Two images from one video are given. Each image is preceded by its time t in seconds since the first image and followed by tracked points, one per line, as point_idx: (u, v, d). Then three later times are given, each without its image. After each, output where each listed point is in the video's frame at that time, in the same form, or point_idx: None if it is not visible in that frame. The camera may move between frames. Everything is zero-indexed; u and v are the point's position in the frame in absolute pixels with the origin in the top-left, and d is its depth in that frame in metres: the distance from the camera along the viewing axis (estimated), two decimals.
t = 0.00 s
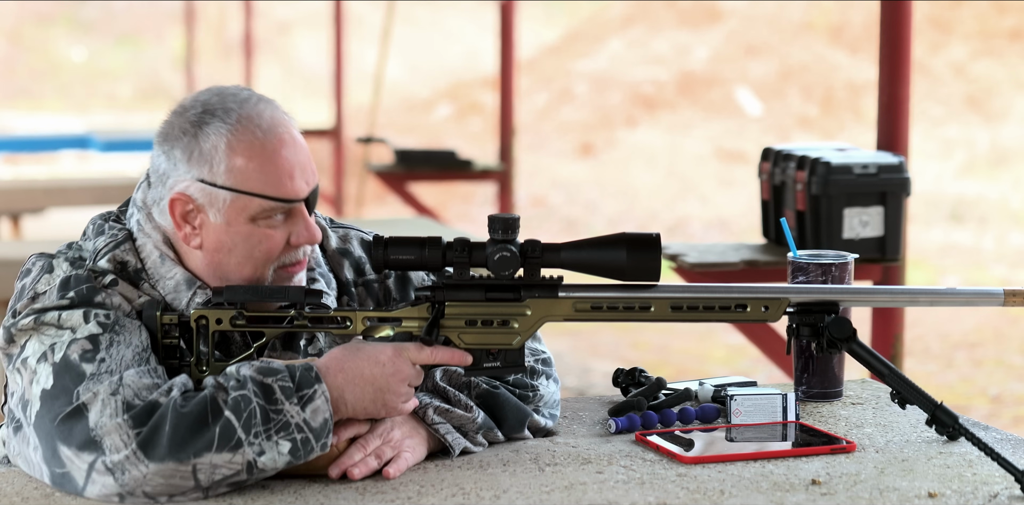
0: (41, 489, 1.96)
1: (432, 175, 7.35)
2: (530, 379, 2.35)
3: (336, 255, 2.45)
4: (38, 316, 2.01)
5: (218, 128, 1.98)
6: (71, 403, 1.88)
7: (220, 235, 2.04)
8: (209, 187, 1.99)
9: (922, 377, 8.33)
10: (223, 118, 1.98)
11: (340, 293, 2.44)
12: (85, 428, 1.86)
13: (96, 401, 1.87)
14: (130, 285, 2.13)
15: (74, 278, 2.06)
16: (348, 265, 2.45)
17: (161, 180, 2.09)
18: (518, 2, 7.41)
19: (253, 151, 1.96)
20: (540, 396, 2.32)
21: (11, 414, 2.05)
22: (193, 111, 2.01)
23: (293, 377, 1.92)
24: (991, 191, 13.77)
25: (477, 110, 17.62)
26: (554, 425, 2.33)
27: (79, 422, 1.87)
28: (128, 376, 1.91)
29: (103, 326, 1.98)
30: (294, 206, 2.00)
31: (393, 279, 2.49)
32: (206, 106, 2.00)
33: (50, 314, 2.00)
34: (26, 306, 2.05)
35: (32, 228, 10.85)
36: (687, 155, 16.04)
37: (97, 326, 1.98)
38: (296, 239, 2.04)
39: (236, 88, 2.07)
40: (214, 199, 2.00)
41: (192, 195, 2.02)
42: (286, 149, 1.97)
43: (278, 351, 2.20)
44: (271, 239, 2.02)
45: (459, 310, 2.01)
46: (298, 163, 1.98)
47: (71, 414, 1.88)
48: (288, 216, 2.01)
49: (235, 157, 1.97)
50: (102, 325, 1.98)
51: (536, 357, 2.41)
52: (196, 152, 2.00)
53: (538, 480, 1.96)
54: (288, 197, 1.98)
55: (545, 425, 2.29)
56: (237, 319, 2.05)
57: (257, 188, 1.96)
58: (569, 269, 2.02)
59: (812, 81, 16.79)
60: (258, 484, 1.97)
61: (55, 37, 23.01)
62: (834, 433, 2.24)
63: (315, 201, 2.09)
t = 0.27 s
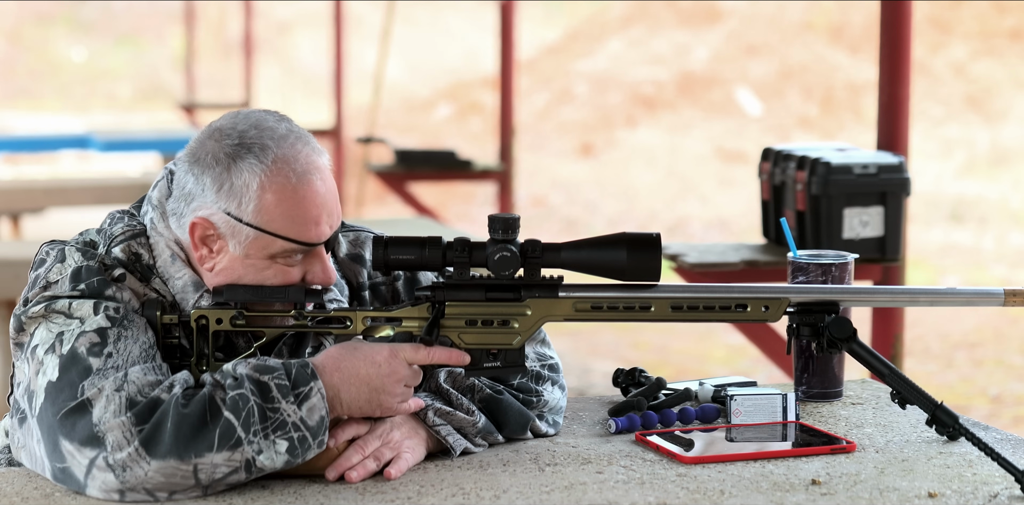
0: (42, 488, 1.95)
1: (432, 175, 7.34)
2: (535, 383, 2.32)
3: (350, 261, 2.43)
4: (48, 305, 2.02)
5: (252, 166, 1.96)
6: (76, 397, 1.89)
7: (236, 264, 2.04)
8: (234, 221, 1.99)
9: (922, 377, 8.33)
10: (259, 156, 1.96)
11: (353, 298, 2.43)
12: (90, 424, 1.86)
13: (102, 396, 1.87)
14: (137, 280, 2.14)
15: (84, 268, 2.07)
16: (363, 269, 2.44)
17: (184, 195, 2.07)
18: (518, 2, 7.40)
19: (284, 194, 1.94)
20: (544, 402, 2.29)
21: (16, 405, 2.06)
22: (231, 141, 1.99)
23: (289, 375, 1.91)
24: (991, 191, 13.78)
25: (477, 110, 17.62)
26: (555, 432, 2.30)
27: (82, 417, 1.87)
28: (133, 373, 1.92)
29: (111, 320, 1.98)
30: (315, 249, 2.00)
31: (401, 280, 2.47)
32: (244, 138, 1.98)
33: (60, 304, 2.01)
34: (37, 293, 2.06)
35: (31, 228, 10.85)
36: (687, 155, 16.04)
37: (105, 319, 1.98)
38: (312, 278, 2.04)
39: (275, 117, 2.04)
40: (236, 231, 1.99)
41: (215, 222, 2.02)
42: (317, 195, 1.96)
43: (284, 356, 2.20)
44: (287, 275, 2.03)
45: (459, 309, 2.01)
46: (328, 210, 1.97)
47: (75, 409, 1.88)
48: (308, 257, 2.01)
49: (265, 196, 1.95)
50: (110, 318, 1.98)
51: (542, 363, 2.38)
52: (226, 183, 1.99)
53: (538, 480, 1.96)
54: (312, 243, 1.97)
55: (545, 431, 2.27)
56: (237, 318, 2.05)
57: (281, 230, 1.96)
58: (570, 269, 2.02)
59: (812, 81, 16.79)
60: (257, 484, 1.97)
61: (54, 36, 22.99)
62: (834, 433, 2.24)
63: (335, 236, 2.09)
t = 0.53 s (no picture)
0: (42, 489, 1.95)
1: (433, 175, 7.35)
2: (535, 383, 2.32)
3: (351, 256, 2.43)
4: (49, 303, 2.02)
5: (250, 170, 1.96)
6: (76, 397, 1.88)
7: (238, 267, 2.04)
8: (234, 224, 1.99)
9: (922, 377, 8.33)
10: (257, 160, 1.96)
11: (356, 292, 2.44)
12: (90, 424, 1.86)
13: (102, 397, 1.87)
14: (137, 279, 2.14)
15: (83, 268, 2.06)
16: (366, 265, 2.44)
17: (184, 199, 2.07)
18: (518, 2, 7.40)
19: (283, 197, 1.94)
20: (544, 402, 2.29)
21: (17, 404, 2.05)
22: (229, 145, 2.00)
23: (288, 374, 1.91)
24: (990, 191, 13.78)
25: (477, 110, 17.62)
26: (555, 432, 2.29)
27: (83, 417, 1.87)
28: (134, 372, 1.92)
29: (113, 318, 1.98)
30: (315, 249, 1.99)
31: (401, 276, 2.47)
32: (242, 142, 1.99)
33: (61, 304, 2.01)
34: (37, 292, 2.06)
35: (32, 228, 10.85)
36: (686, 155, 16.03)
37: (107, 318, 1.98)
38: (314, 279, 2.04)
39: (273, 119, 2.04)
40: (236, 234, 2.00)
41: (215, 226, 2.02)
42: (316, 197, 1.96)
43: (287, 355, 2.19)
44: (288, 276, 2.02)
45: (459, 309, 2.01)
46: (326, 211, 1.97)
47: (76, 409, 1.88)
48: (308, 258, 2.01)
49: (264, 200, 1.95)
50: (111, 318, 1.98)
51: (542, 362, 2.38)
52: (225, 188, 1.99)
53: (538, 480, 1.96)
54: (312, 243, 1.97)
55: (544, 432, 2.27)
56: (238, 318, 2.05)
57: (280, 232, 1.96)
58: (570, 269, 2.01)
59: (812, 81, 16.79)
60: (257, 483, 1.97)
61: (54, 36, 22.97)
62: (834, 433, 2.24)
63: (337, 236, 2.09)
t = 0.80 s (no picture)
0: (44, 488, 1.95)
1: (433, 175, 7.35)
2: (531, 383, 2.32)
3: (352, 252, 2.43)
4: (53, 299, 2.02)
5: (251, 168, 1.96)
6: (79, 394, 1.88)
7: (239, 264, 2.04)
8: (235, 222, 1.99)
9: (922, 377, 8.33)
10: (258, 158, 1.96)
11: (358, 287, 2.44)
12: (92, 421, 1.86)
13: (105, 393, 1.87)
14: (140, 274, 2.13)
15: (88, 263, 2.06)
16: (367, 260, 2.44)
17: (185, 198, 2.08)
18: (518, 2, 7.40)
19: (283, 194, 1.94)
20: (540, 402, 2.29)
21: (20, 400, 2.06)
22: (229, 143, 2.00)
23: (285, 371, 1.91)
24: (990, 191, 13.77)
25: (477, 110, 17.61)
26: (552, 432, 2.30)
27: (85, 413, 1.87)
28: (136, 370, 1.92)
29: (116, 314, 1.98)
30: (315, 247, 1.99)
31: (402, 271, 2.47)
32: (243, 140, 1.98)
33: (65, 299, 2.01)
34: (41, 286, 2.06)
35: (32, 228, 10.84)
36: (686, 155, 16.03)
37: (110, 315, 1.98)
38: (315, 278, 2.04)
39: (274, 117, 2.04)
40: (237, 232, 2.00)
41: (216, 224, 2.02)
42: (317, 195, 1.95)
43: (288, 353, 2.19)
44: (289, 274, 2.02)
45: (459, 307, 2.01)
46: (326, 209, 1.96)
47: (78, 406, 1.88)
48: (308, 256, 2.01)
49: (264, 198, 1.95)
50: (114, 315, 1.98)
51: (539, 363, 2.38)
52: (226, 186, 1.99)
53: (538, 480, 1.96)
54: (313, 241, 1.97)
55: (540, 433, 2.27)
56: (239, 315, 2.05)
57: (281, 231, 1.96)
58: (571, 268, 2.01)
59: (812, 81, 16.78)
60: (257, 483, 1.97)
61: (54, 36, 22.96)
62: (834, 433, 2.24)
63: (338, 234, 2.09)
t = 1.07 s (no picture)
0: (43, 488, 1.96)
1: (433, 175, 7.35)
2: (523, 384, 2.31)
3: (350, 252, 2.44)
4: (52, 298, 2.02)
5: (249, 161, 1.96)
6: (75, 395, 1.88)
7: (238, 260, 2.04)
8: (233, 217, 1.99)
9: (922, 377, 8.33)
10: (256, 152, 1.96)
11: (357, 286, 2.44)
12: (89, 421, 1.86)
13: (101, 393, 1.87)
14: (139, 270, 2.13)
15: (86, 261, 2.06)
16: (366, 259, 2.44)
17: (185, 194, 2.08)
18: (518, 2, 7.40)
19: (281, 189, 1.94)
20: (533, 404, 2.28)
21: (20, 399, 2.06)
22: (227, 138, 2.00)
23: (281, 369, 1.91)
24: (990, 191, 13.77)
25: (477, 110, 17.61)
26: (548, 434, 2.30)
27: (82, 414, 1.87)
28: (133, 369, 1.91)
29: (113, 313, 1.98)
30: (314, 242, 1.99)
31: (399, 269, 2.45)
32: (240, 135, 1.99)
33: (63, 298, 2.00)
34: (40, 286, 2.06)
35: (32, 228, 10.84)
36: (686, 155, 16.03)
37: (107, 314, 1.97)
38: (315, 273, 2.04)
39: (272, 112, 2.04)
40: (235, 227, 2.00)
41: (215, 219, 2.02)
42: (314, 189, 1.95)
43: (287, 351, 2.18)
44: (289, 269, 2.02)
45: (459, 305, 2.01)
46: (325, 203, 1.96)
47: (76, 407, 1.87)
48: (308, 250, 2.01)
49: (262, 192, 1.95)
50: (111, 314, 1.98)
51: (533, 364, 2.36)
52: (224, 181, 1.99)
53: (538, 480, 1.96)
54: (312, 235, 1.97)
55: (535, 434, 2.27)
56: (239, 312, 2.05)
57: (280, 225, 1.95)
58: (571, 266, 2.01)
59: (812, 81, 16.78)
60: (256, 483, 1.97)
61: (54, 36, 22.97)
62: (834, 433, 2.24)
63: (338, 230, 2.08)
